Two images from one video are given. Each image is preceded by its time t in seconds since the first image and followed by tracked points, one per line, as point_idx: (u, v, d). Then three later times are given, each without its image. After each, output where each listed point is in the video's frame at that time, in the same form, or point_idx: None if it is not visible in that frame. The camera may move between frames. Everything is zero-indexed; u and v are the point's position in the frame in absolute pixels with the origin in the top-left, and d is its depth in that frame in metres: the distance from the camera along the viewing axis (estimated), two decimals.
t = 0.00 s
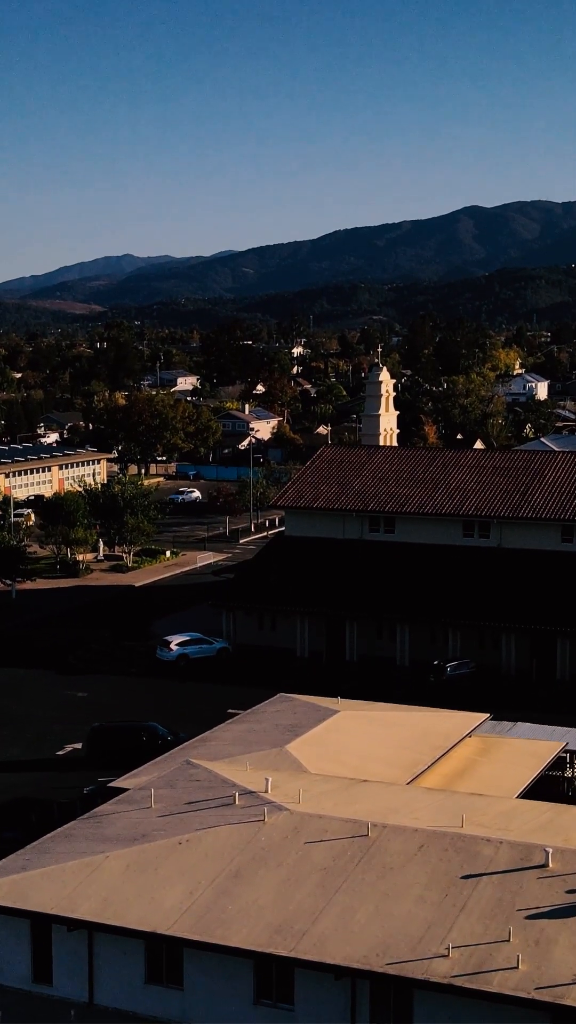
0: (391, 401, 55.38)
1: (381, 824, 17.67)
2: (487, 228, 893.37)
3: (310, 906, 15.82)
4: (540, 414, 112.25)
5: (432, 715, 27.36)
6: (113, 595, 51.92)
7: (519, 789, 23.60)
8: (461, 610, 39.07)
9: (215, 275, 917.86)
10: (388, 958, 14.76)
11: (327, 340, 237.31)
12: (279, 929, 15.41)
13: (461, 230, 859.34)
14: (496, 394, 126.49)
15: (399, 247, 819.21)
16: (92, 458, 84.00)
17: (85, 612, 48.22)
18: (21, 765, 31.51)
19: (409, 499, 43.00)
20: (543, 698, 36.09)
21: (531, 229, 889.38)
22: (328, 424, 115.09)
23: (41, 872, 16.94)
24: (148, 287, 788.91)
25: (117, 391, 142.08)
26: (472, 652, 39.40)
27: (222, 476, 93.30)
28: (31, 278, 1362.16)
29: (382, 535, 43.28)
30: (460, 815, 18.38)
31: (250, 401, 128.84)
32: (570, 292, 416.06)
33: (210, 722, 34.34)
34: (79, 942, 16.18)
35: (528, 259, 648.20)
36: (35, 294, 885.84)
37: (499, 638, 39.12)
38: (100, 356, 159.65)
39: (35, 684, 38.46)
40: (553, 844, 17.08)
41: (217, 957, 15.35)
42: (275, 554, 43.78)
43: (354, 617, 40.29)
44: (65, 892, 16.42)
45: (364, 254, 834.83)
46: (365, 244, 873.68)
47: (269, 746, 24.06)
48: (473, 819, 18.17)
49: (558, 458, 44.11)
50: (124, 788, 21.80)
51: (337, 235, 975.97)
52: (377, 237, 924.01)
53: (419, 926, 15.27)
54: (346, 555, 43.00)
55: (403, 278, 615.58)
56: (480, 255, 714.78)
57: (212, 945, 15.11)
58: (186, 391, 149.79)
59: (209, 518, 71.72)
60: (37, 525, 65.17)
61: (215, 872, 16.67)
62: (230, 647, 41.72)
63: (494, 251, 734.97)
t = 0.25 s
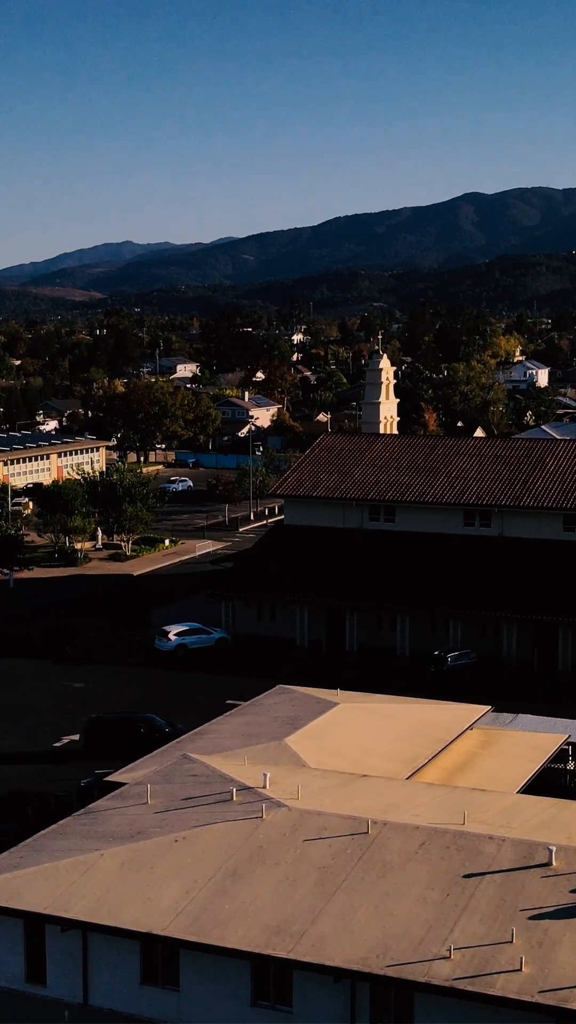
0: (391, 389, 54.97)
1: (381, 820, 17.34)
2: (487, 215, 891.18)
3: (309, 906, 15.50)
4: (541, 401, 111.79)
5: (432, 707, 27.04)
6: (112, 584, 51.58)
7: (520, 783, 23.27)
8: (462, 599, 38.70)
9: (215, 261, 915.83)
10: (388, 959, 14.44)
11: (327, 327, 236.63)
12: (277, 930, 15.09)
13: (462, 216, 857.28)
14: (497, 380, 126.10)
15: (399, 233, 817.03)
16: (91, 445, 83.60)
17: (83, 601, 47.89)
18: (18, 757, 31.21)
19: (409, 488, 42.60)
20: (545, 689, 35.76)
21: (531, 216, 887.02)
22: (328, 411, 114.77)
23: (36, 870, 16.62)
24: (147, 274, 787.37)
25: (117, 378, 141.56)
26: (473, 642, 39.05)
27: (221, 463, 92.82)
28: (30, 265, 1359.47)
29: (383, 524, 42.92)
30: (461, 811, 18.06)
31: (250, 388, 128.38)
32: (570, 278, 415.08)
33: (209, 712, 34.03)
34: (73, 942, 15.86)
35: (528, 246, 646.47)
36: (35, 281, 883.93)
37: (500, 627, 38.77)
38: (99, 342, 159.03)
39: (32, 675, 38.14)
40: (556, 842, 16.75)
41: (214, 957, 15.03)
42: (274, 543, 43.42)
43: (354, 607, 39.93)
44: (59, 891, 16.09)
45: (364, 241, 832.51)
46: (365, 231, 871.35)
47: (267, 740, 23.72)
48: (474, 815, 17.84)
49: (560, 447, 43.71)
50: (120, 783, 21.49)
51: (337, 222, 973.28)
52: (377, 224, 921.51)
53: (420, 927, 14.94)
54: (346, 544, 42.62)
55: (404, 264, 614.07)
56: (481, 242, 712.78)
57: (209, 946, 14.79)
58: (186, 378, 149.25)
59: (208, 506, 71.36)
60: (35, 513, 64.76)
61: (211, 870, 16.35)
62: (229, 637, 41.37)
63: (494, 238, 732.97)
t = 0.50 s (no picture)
0: (392, 378, 54.53)
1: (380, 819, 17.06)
2: (488, 203, 888.96)
3: (307, 907, 15.21)
4: (541, 390, 111.29)
5: (433, 701, 26.73)
6: (110, 574, 51.27)
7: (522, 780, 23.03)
8: (462, 592, 38.39)
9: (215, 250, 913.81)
10: (388, 962, 14.15)
11: (327, 316, 235.88)
12: (274, 931, 14.79)
13: (462, 205, 854.90)
14: (497, 370, 125.51)
15: (399, 222, 814.93)
16: (89, 435, 83.12)
17: (81, 592, 47.57)
18: (14, 750, 30.94)
19: (410, 478, 42.23)
20: (546, 681, 35.47)
21: (532, 204, 884.77)
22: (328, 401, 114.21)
23: (29, 870, 16.33)
24: (147, 262, 785.82)
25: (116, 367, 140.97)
26: (474, 635, 38.76)
27: (221, 454, 92.40)
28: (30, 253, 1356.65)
29: (383, 514, 42.60)
30: (463, 810, 17.75)
31: (249, 377, 127.87)
32: (571, 267, 413.86)
33: (208, 706, 33.77)
34: (67, 943, 15.58)
35: (528, 234, 645.10)
36: (35, 269, 881.94)
37: (500, 620, 38.47)
38: (98, 331, 158.33)
39: (30, 667, 37.86)
40: (560, 841, 16.45)
41: (210, 960, 14.74)
42: (274, 534, 43.10)
43: (354, 598, 39.63)
44: (53, 891, 15.80)
45: (364, 229, 830.38)
46: (365, 219, 869.01)
47: (267, 735, 23.43)
48: (477, 814, 17.55)
49: (561, 437, 43.35)
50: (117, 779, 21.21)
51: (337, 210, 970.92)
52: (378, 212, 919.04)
53: (420, 928, 14.66)
54: (346, 535, 42.32)
55: (404, 253, 612.39)
56: (481, 231, 710.93)
57: (205, 948, 14.50)
58: (185, 367, 148.69)
59: (207, 496, 70.96)
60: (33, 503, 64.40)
61: (208, 870, 16.05)
62: (228, 629, 41.08)
63: (494, 226, 730.95)
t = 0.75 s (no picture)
0: (392, 366, 54.04)
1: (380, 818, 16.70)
2: (489, 190, 886.50)
3: (306, 910, 14.85)
4: (542, 379, 110.84)
5: (433, 695, 26.36)
6: (109, 564, 50.91)
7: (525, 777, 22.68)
8: (464, 583, 37.98)
9: (214, 237, 911.47)
10: (389, 967, 13.79)
11: (327, 303, 235.04)
12: (272, 936, 14.43)
13: (462, 192, 852.55)
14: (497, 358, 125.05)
15: (399, 209, 812.82)
16: (88, 423, 82.58)
17: (79, 582, 47.21)
18: (10, 744, 30.61)
19: (411, 468, 41.82)
20: (548, 673, 35.07)
21: (532, 191, 882.20)
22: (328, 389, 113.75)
23: (22, 871, 15.97)
24: (147, 250, 783.87)
25: (115, 355, 140.32)
26: (475, 626, 38.36)
27: (220, 442, 91.89)
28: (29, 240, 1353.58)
29: (383, 504, 42.19)
30: (465, 809, 17.38)
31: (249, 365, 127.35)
32: (571, 254, 412.72)
33: (207, 697, 33.41)
34: (60, 947, 15.22)
35: (529, 221, 643.48)
36: (35, 256, 879.91)
37: (502, 611, 38.06)
38: (97, 318, 157.54)
39: (27, 658, 37.50)
40: (564, 842, 16.07)
41: (206, 964, 14.38)
42: (273, 524, 42.70)
43: (354, 589, 39.22)
44: (46, 894, 15.44)
45: (364, 216, 828.19)
46: (365, 206, 866.77)
47: (265, 730, 23.07)
48: (479, 813, 17.19)
49: (563, 426, 42.91)
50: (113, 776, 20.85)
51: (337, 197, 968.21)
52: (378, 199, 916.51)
53: (422, 932, 14.29)
54: (346, 525, 41.92)
55: (404, 241, 610.68)
56: (481, 218, 709.19)
57: (200, 953, 14.14)
58: (184, 355, 148.08)
59: (206, 485, 70.54)
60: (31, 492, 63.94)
61: (205, 872, 15.69)
62: (227, 619, 40.69)
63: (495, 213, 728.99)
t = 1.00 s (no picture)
0: (392, 363, 53.63)
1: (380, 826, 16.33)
2: (489, 186, 885.45)
3: (304, 921, 14.50)
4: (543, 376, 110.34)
5: (435, 696, 26.01)
6: (106, 562, 50.56)
7: (527, 781, 22.33)
8: (465, 582, 37.61)
9: (214, 233, 910.36)
10: (390, 981, 13.43)
11: (327, 299, 234.55)
12: (270, 948, 14.08)
13: (462, 187, 851.05)
14: (498, 354, 124.60)
15: (399, 204, 811.70)
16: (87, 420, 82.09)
17: (76, 580, 46.88)
18: (7, 745, 30.27)
19: (411, 465, 41.45)
20: (550, 673, 34.71)
21: (532, 187, 881.10)
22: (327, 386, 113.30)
23: (14, 880, 15.62)
24: (147, 245, 782.75)
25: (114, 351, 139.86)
26: (476, 625, 38.00)
27: (219, 439, 91.45)
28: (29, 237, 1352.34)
29: (383, 502, 41.83)
30: (467, 816, 16.99)
31: (248, 361, 126.88)
32: (571, 251, 412.09)
33: (206, 698, 33.06)
34: (53, 957, 14.88)
35: (529, 217, 642.60)
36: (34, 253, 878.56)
37: (503, 610, 37.69)
38: (97, 314, 156.88)
39: (24, 658, 37.17)
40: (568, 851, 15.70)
41: (201, 977, 14.03)
42: (272, 523, 42.35)
43: (354, 588, 38.86)
44: (38, 903, 15.11)
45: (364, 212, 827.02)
46: (365, 201, 865.55)
47: (264, 733, 22.70)
48: (481, 820, 16.84)
49: (564, 422, 42.54)
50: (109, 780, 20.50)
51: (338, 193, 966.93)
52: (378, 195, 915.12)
53: (423, 945, 13.93)
54: (346, 523, 41.56)
55: (403, 237, 609.67)
56: (481, 214, 708.07)
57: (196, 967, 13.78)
58: (183, 352, 147.67)
59: (205, 482, 70.08)
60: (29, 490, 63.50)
61: (202, 881, 15.35)
62: (226, 618, 40.33)
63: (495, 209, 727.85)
